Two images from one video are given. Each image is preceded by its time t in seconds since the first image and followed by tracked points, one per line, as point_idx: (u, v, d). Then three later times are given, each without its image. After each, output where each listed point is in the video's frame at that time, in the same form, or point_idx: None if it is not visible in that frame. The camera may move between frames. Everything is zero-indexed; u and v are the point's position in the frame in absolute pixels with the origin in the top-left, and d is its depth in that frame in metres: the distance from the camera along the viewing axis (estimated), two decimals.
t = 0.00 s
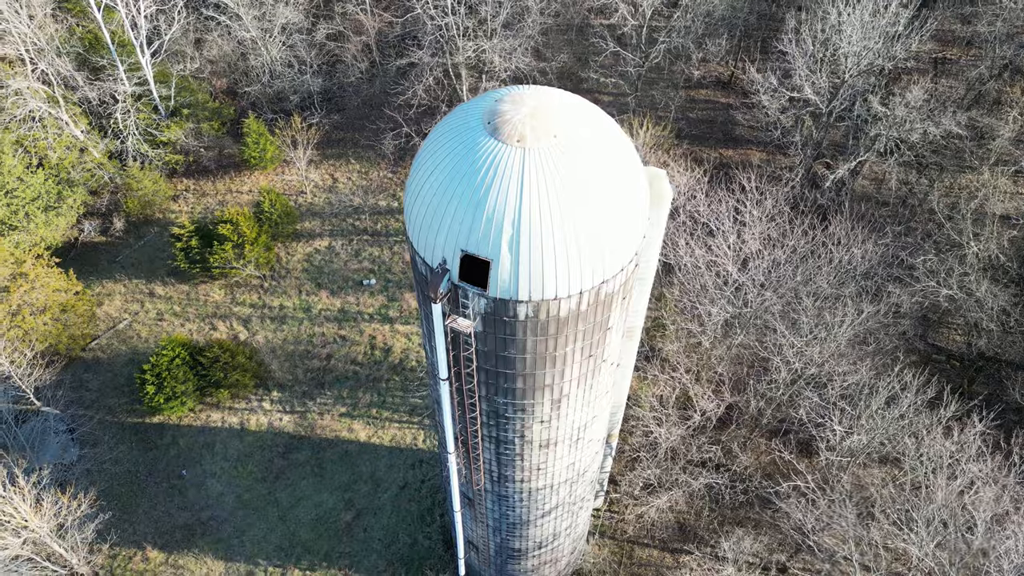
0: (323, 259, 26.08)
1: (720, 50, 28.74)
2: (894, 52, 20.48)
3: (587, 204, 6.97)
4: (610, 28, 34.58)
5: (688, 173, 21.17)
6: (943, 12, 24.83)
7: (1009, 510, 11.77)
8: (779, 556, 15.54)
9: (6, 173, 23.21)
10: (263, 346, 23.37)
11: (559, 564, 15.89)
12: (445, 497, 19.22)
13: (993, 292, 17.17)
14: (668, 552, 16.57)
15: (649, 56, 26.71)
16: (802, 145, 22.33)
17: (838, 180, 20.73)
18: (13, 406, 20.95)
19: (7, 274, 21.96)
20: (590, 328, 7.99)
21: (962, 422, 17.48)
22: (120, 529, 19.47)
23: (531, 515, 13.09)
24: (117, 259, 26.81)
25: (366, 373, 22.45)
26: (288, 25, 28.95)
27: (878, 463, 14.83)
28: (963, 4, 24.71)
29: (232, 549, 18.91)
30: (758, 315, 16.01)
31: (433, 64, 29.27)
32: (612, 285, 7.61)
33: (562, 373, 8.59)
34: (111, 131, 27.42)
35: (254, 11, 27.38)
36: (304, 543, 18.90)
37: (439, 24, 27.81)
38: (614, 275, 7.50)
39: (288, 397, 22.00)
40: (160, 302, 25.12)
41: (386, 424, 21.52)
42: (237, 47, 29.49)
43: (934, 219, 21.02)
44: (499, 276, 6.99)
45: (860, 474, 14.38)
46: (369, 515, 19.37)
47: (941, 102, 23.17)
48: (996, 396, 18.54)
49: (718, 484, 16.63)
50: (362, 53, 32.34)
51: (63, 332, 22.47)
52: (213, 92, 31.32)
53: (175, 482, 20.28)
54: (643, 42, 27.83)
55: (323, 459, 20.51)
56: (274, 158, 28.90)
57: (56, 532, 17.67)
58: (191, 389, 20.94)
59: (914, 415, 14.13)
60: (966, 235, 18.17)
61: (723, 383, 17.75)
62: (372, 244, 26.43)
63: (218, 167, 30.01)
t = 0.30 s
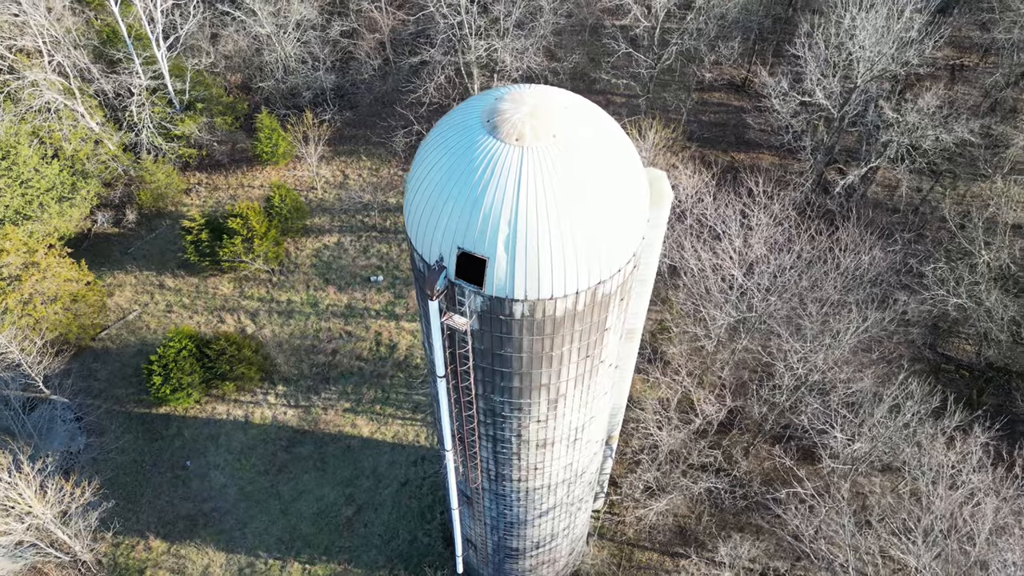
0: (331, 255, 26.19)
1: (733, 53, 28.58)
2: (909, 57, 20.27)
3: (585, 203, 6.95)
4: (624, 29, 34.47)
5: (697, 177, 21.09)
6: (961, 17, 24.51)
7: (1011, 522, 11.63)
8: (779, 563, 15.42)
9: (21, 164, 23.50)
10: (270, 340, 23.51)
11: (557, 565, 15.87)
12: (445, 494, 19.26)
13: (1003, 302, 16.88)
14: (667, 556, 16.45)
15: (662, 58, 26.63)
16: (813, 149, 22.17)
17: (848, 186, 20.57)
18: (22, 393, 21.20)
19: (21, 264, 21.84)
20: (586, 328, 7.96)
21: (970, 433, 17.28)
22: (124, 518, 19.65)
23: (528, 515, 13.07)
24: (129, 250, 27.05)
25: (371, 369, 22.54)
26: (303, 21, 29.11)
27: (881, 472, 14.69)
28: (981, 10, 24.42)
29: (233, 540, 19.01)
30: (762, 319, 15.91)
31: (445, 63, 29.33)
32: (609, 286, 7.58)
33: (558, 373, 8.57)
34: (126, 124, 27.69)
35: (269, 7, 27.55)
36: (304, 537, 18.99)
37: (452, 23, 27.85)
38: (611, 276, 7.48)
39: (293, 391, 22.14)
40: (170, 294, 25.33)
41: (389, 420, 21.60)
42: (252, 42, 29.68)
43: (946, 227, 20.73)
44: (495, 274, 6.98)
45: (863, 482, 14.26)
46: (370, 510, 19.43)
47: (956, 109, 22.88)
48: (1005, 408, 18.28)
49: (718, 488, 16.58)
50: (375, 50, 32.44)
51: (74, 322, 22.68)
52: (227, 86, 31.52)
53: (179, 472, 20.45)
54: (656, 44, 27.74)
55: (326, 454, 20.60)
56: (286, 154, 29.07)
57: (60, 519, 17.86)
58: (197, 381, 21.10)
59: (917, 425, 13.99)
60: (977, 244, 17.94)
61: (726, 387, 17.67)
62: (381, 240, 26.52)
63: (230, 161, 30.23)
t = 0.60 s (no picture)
0: (340, 251, 26.31)
1: (746, 56, 28.44)
2: (923, 63, 20.08)
3: (583, 203, 6.93)
4: (637, 31, 34.41)
5: (706, 180, 21.01)
6: (978, 24, 24.24)
7: (1013, 535, 11.48)
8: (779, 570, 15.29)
9: (37, 154, 23.79)
10: (277, 334, 23.66)
11: (556, 565, 15.86)
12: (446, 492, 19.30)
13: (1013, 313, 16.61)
14: (667, 561, 16.36)
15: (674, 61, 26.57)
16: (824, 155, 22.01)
17: (858, 192, 20.41)
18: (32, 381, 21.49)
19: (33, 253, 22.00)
20: (583, 329, 7.94)
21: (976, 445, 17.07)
22: (128, 507, 19.83)
23: (525, 515, 13.06)
24: (141, 242, 27.31)
25: (376, 365, 22.65)
26: (317, 18, 29.29)
27: (884, 482, 14.54)
28: (999, 17, 24.14)
29: (235, 533, 19.13)
30: (767, 324, 15.80)
31: (458, 62, 29.41)
32: (606, 287, 7.56)
33: (555, 373, 8.55)
34: (140, 117, 27.95)
35: (285, 4, 27.74)
36: (305, 531, 19.08)
37: (464, 22, 27.92)
38: (608, 277, 7.45)
39: (298, 385, 22.27)
40: (180, 286, 25.54)
41: (393, 417, 21.67)
42: (268, 38, 29.88)
43: (957, 236, 20.46)
44: (491, 273, 6.99)
45: (865, 491, 14.13)
46: (371, 506, 19.48)
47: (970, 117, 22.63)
48: (1015, 419, 18.02)
49: (718, 493, 16.48)
50: (389, 48, 32.55)
51: (84, 312, 22.93)
52: (242, 82, 31.78)
53: (183, 463, 20.61)
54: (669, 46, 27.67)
55: (329, 449, 20.70)
56: (298, 150, 29.26)
57: (65, 506, 18.06)
58: (204, 373, 21.25)
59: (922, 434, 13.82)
60: (987, 253, 17.71)
61: (730, 392, 17.56)
62: (389, 238, 26.61)
63: (243, 156, 30.45)
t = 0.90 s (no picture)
0: (349, 247, 26.42)
1: (759, 60, 28.27)
2: (938, 70, 19.88)
3: (581, 204, 6.93)
4: (651, 33, 34.28)
5: (716, 184, 20.92)
6: (997, 31, 23.92)
7: (1015, 547, 11.33)
8: None
9: (52, 146, 24.02)
10: (284, 328, 23.81)
11: (554, 566, 15.87)
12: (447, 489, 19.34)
13: None
14: (666, 564, 16.30)
15: (687, 63, 26.47)
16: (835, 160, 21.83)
17: (868, 198, 20.24)
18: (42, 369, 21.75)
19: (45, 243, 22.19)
20: (580, 329, 7.94)
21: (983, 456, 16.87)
22: (132, 496, 20.03)
23: (523, 514, 13.07)
24: (153, 234, 27.58)
25: (381, 362, 22.73)
26: (332, 15, 29.44)
27: (888, 491, 14.39)
28: (1018, 24, 23.82)
29: (237, 524, 19.26)
30: (772, 329, 15.69)
31: (471, 60, 29.42)
32: (604, 288, 7.55)
33: (552, 373, 8.55)
34: (155, 110, 28.22)
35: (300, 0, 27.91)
36: (307, 525, 19.17)
37: (477, 21, 27.94)
38: (606, 277, 7.44)
39: (304, 379, 22.40)
40: (190, 279, 25.77)
41: (396, 413, 21.75)
42: (283, 34, 30.05)
43: (969, 244, 20.20)
44: (488, 271, 7.00)
45: (868, 499, 14.01)
46: (372, 502, 19.55)
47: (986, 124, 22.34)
48: None
49: (718, 497, 16.36)
50: (403, 46, 32.64)
51: (95, 302, 23.18)
52: (256, 77, 31.98)
53: (188, 454, 20.79)
54: (682, 48, 27.55)
55: (332, 444, 20.80)
56: (310, 146, 29.42)
57: (70, 494, 18.27)
58: (210, 365, 21.40)
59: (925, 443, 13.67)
60: (998, 262, 17.45)
61: (733, 396, 17.44)
62: (398, 235, 26.69)
63: (256, 150, 30.66)
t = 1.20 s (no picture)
0: (358, 244, 26.52)
1: (772, 63, 28.10)
2: (953, 76, 19.67)
3: (579, 203, 6.92)
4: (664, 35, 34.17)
5: (726, 187, 20.81)
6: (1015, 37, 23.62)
7: (1018, 560, 11.17)
8: None
9: (68, 137, 24.27)
10: (291, 322, 23.95)
11: (552, 566, 15.87)
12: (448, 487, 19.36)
13: None
14: (666, 568, 16.24)
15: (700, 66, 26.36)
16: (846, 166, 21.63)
17: (878, 205, 20.05)
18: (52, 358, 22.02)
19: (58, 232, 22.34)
20: (578, 329, 7.92)
21: (989, 468, 16.71)
22: (137, 485, 20.24)
23: (521, 513, 13.06)
24: (166, 227, 27.83)
25: (387, 358, 22.81)
26: (347, 12, 29.58)
27: (891, 500, 14.23)
28: None
29: (240, 516, 19.39)
30: (777, 335, 15.58)
31: (483, 59, 29.40)
32: (601, 288, 7.53)
33: (549, 372, 8.54)
34: (170, 104, 28.48)
35: None
36: (308, 518, 19.27)
37: (490, 20, 27.97)
38: (603, 277, 7.41)
39: (310, 374, 22.53)
40: (200, 271, 25.99)
41: (400, 410, 21.81)
42: (299, 31, 30.21)
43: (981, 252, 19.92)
44: (484, 269, 7.00)
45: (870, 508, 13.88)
46: (373, 497, 19.62)
47: (1001, 132, 22.05)
48: None
49: (718, 502, 16.26)
50: (417, 44, 32.74)
51: (106, 293, 23.48)
52: (271, 73, 32.19)
53: (193, 445, 20.97)
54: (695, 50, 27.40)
55: (335, 438, 20.90)
56: (322, 142, 29.58)
57: (75, 481, 18.50)
58: (217, 357, 21.57)
59: (927, 453, 13.53)
60: (1009, 271, 17.21)
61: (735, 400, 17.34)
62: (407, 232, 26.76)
63: (269, 145, 30.84)
